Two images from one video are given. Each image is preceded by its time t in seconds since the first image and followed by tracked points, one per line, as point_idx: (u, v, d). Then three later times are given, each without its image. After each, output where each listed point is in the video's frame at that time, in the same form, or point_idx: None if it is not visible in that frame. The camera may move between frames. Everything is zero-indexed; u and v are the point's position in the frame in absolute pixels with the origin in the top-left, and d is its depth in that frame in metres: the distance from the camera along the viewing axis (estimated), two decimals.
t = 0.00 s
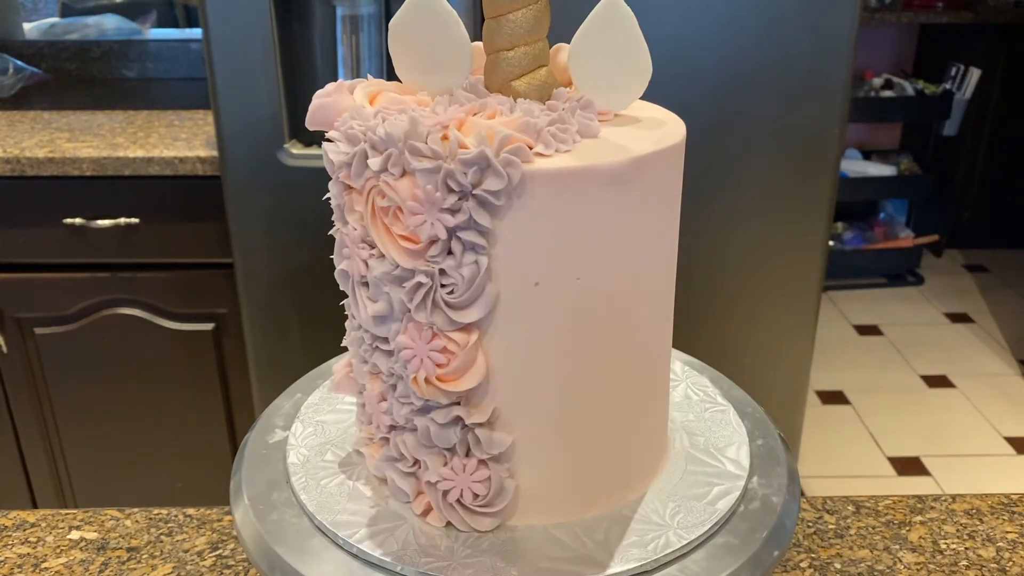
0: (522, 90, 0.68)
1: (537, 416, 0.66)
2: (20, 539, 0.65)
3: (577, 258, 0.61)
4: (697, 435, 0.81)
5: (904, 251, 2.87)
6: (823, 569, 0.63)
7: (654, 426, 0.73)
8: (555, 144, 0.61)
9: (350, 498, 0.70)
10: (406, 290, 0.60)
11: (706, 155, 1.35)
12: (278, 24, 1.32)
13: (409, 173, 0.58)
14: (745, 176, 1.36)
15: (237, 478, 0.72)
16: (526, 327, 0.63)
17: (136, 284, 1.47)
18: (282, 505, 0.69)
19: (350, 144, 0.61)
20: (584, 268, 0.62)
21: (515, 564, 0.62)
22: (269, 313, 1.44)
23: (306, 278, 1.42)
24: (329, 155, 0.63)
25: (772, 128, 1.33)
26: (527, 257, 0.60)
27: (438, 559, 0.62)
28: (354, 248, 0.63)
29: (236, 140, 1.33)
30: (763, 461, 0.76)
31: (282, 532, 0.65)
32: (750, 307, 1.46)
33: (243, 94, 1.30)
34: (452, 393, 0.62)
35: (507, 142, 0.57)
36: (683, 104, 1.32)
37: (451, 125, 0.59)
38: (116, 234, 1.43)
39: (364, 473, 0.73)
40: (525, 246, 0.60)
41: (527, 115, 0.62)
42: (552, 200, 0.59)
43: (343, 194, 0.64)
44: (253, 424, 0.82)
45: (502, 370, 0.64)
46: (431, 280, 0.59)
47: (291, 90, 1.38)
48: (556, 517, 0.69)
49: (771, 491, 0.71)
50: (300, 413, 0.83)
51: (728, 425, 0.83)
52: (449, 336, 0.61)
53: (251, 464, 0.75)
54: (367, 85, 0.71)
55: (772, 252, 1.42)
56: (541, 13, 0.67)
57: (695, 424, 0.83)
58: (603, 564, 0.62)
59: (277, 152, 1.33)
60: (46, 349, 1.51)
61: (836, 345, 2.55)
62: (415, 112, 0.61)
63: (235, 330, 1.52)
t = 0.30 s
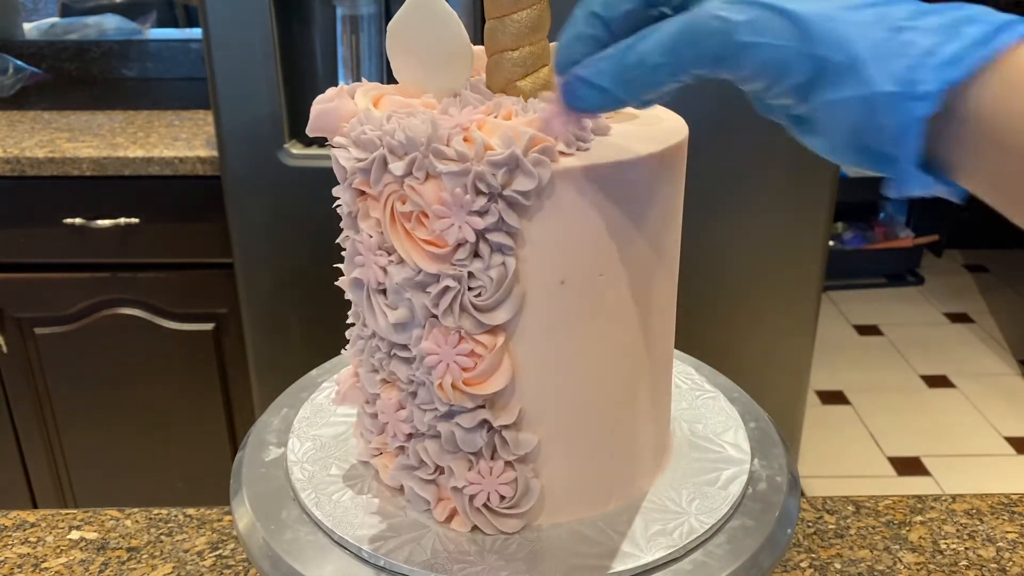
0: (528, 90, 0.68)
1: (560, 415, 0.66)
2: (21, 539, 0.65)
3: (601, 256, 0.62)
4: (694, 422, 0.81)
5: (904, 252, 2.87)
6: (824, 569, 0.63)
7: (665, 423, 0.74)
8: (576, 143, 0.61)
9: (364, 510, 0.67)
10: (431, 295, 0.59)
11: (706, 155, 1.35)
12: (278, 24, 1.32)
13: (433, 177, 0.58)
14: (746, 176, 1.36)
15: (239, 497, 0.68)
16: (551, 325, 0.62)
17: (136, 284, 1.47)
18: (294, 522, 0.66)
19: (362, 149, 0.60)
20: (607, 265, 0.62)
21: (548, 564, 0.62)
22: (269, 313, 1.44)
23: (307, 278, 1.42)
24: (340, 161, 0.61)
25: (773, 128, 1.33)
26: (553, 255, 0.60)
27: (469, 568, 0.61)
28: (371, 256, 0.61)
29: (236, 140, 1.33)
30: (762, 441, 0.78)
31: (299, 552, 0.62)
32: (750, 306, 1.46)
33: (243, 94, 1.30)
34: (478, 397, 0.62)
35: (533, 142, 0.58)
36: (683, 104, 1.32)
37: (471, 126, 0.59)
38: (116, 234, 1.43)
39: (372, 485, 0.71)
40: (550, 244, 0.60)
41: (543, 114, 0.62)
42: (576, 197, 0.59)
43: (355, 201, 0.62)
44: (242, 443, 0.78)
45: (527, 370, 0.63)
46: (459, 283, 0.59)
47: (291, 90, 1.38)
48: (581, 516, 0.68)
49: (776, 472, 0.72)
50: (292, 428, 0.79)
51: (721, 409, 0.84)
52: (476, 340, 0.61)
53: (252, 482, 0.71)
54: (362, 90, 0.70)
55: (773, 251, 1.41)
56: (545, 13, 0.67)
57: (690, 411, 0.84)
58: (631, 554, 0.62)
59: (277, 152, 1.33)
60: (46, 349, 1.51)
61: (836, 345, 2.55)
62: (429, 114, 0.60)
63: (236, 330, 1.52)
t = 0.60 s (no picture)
0: (527, 90, 0.68)
1: (560, 414, 0.66)
2: (20, 539, 0.65)
3: (600, 257, 0.62)
4: (694, 423, 0.81)
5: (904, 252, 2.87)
6: (823, 570, 0.63)
7: (664, 422, 0.74)
8: (574, 142, 0.61)
9: (364, 510, 0.67)
10: (430, 294, 0.59)
11: (706, 156, 1.35)
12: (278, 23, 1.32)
13: (432, 176, 0.58)
14: (745, 176, 1.36)
15: (239, 496, 0.68)
16: (551, 325, 0.62)
17: (136, 284, 1.47)
18: (294, 521, 0.66)
19: (361, 149, 0.60)
20: (606, 265, 0.62)
21: (548, 564, 0.62)
22: (269, 313, 1.44)
23: (307, 278, 1.42)
24: (339, 161, 0.61)
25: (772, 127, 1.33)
26: (552, 255, 0.60)
27: (468, 568, 0.60)
28: (370, 255, 0.61)
29: (236, 139, 1.33)
30: (762, 442, 0.78)
31: (299, 551, 0.62)
32: (751, 306, 1.46)
33: (243, 94, 1.30)
34: (477, 396, 0.62)
35: (532, 142, 0.58)
36: (683, 104, 1.32)
37: (470, 126, 0.59)
38: (116, 234, 1.43)
39: (371, 485, 0.70)
40: (550, 244, 0.60)
41: (543, 114, 0.62)
42: (575, 197, 0.59)
43: (354, 200, 0.62)
44: (241, 443, 0.78)
45: (526, 370, 0.64)
46: (458, 283, 0.58)
47: (291, 90, 1.38)
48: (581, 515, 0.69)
49: (776, 473, 0.72)
50: (292, 427, 0.79)
51: (721, 409, 0.84)
52: (475, 339, 0.61)
53: (252, 481, 0.71)
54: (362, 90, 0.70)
55: (773, 251, 1.41)
56: (544, 13, 0.67)
57: (690, 411, 0.84)
58: (630, 554, 0.62)
59: (277, 151, 1.33)
60: (46, 349, 1.51)
61: (836, 345, 2.55)
62: (429, 114, 0.60)
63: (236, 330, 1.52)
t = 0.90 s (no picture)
0: (527, 90, 0.68)
1: (564, 414, 0.66)
2: (20, 539, 0.65)
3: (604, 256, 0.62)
4: (694, 421, 0.82)
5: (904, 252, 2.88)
6: (823, 569, 0.63)
7: (665, 421, 0.74)
8: (579, 142, 0.61)
9: (368, 513, 0.67)
10: (436, 296, 0.59)
11: (707, 156, 1.35)
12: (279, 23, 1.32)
13: (438, 177, 0.58)
14: (745, 176, 1.36)
15: (240, 500, 0.68)
16: (556, 326, 0.63)
17: (136, 284, 1.47)
18: (298, 525, 0.66)
19: (365, 150, 0.60)
20: (610, 265, 0.62)
21: (555, 564, 0.62)
22: (269, 313, 1.44)
23: (307, 278, 1.42)
24: (343, 162, 0.61)
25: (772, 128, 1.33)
26: (557, 255, 0.60)
27: (475, 569, 0.60)
28: (374, 257, 0.61)
29: (236, 139, 1.33)
30: (761, 438, 0.78)
31: (304, 555, 0.62)
32: (751, 307, 1.46)
33: (243, 94, 1.31)
34: (484, 397, 0.61)
35: (539, 141, 0.58)
36: (683, 104, 1.32)
37: (476, 126, 0.59)
38: (116, 234, 1.43)
39: (374, 488, 0.71)
40: (555, 244, 0.60)
41: (548, 114, 0.62)
42: (580, 196, 0.59)
43: (358, 202, 0.62)
44: (241, 447, 0.78)
45: (532, 370, 0.64)
46: (465, 284, 0.58)
47: (291, 90, 1.38)
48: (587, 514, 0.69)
49: (776, 469, 0.73)
50: (291, 430, 0.79)
51: (720, 406, 0.84)
52: (482, 340, 0.60)
53: (253, 485, 0.71)
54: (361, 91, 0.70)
55: (773, 251, 1.41)
56: (544, 13, 0.67)
57: (689, 409, 0.84)
58: (634, 552, 0.62)
59: (277, 151, 1.33)
60: (46, 349, 1.51)
61: (836, 345, 2.55)
62: (432, 115, 0.60)
63: (236, 330, 1.52)
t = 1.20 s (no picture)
0: (528, 91, 0.68)
1: (567, 413, 0.66)
2: (20, 539, 0.65)
3: (607, 256, 0.62)
4: (694, 419, 0.82)
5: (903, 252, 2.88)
6: (823, 569, 0.63)
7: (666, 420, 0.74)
8: (581, 142, 0.61)
9: (371, 514, 0.67)
10: (439, 296, 0.59)
11: (708, 156, 1.35)
12: (279, 24, 1.32)
13: (442, 178, 0.57)
14: (745, 176, 1.36)
15: (241, 502, 0.68)
16: (559, 325, 0.63)
17: (136, 284, 1.47)
18: (300, 528, 0.65)
19: (367, 151, 0.60)
20: (613, 264, 0.62)
21: (559, 564, 0.61)
22: (269, 313, 1.44)
23: (306, 278, 1.42)
24: (345, 163, 0.61)
25: (772, 128, 1.33)
26: (560, 254, 0.60)
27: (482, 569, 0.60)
28: (376, 258, 0.61)
29: (236, 139, 1.33)
30: (760, 435, 0.78)
31: (308, 557, 0.62)
32: (751, 307, 1.46)
33: (243, 94, 1.31)
34: (488, 397, 0.61)
35: (543, 141, 0.58)
36: (683, 104, 1.32)
37: (479, 126, 0.59)
38: (116, 234, 1.43)
39: (376, 490, 0.71)
40: (558, 243, 0.60)
41: (550, 114, 0.62)
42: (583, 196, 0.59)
43: (361, 203, 0.62)
44: (240, 450, 0.77)
45: (535, 370, 0.63)
46: (469, 284, 0.58)
47: (291, 90, 1.38)
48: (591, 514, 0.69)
49: (775, 467, 0.73)
50: (291, 433, 0.79)
51: (718, 404, 0.84)
52: (486, 340, 0.60)
53: (253, 488, 0.70)
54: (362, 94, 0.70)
55: (775, 249, 1.41)
56: (543, 13, 0.67)
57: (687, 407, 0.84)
58: (635, 552, 0.62)
59: (277, 151, 1.33)
60: (46, 349, 1.51)
61: (836, 345, 2.55)
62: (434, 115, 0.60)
63: (236, 330, 1.52)
